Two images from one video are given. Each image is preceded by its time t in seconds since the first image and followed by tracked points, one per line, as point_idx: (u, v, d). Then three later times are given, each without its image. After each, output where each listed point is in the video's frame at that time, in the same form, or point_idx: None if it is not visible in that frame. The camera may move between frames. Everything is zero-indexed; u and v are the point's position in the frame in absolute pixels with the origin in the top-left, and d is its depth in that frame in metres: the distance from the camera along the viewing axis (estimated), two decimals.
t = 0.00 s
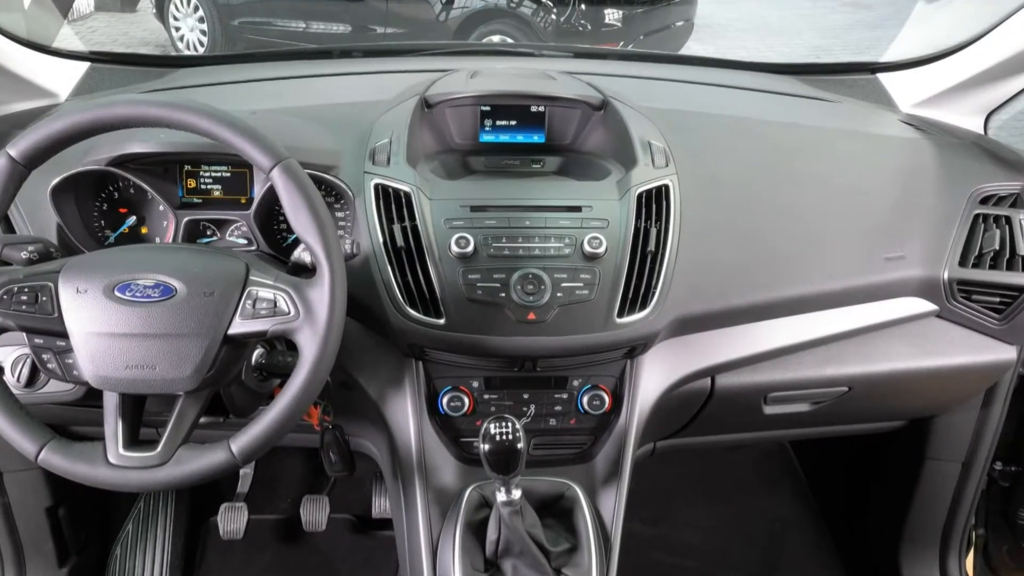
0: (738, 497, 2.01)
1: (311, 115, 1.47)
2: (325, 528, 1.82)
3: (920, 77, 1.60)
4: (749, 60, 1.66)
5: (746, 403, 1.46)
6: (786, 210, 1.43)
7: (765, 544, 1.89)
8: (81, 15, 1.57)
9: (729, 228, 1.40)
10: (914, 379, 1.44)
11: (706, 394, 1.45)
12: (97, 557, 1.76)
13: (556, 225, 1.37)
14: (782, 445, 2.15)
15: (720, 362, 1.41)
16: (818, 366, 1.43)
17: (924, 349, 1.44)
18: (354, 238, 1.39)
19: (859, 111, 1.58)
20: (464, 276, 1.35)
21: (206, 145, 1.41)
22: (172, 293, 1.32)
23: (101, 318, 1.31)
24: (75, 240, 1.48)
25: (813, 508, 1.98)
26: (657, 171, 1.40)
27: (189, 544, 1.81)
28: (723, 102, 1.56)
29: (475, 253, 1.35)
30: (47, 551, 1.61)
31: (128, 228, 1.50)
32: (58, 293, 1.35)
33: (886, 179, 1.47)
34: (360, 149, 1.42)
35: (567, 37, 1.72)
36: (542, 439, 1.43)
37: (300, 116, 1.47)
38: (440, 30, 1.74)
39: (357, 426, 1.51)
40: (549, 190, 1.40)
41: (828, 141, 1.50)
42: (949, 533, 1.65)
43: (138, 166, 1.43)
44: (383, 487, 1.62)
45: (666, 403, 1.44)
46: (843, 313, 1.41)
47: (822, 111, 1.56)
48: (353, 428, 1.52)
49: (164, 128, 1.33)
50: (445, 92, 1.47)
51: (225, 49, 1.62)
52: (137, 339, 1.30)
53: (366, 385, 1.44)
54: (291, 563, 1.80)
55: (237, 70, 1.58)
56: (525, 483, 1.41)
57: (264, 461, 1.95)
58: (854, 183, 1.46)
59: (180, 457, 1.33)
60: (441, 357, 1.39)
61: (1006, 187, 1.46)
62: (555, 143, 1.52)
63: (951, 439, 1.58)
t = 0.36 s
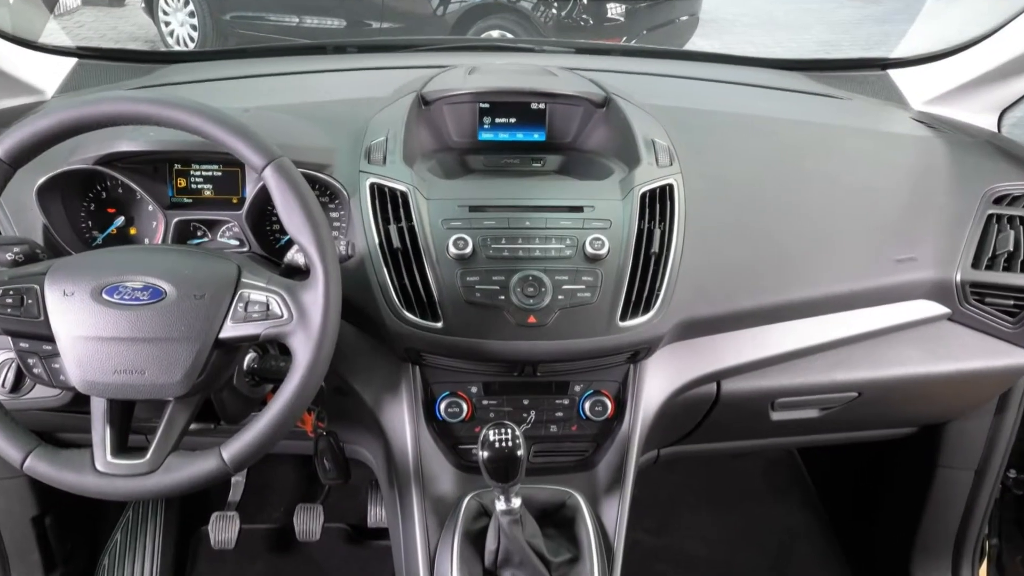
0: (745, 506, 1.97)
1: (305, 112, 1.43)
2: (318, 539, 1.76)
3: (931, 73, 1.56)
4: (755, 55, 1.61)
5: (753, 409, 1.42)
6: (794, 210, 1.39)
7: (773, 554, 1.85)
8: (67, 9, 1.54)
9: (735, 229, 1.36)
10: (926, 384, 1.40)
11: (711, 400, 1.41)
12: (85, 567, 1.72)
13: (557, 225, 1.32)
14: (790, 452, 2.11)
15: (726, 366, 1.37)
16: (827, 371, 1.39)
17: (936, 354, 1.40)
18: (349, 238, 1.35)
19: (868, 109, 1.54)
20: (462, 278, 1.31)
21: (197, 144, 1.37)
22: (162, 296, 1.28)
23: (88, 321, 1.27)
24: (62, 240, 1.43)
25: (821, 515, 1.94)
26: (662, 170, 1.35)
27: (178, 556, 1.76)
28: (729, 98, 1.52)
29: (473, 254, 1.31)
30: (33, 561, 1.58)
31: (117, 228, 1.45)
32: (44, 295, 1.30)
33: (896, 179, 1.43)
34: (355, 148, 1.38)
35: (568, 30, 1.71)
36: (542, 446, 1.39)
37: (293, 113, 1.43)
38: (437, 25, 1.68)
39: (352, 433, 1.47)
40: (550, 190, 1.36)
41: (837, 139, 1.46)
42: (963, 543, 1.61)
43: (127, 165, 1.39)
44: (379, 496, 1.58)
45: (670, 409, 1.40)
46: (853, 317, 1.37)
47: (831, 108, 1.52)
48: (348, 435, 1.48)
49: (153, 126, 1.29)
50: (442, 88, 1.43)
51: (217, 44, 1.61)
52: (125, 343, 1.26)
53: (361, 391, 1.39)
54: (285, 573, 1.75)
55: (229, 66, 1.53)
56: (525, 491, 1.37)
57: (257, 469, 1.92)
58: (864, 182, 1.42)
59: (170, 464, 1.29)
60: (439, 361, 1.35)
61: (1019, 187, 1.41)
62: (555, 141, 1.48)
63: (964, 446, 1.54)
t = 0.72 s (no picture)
0: (751, 514, 1.93)
1: (298, 109, 1.39)
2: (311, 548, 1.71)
3: (943, 69, 1.52)
4: (761, 51, 1.57)
5: (760, 416, 1.38)
6: (802, 210, 1.35)
7: (780, 565, 1.81)
8: (54, 3, 1.52)
9: (742, 229, 1.32)
10: (937, 389, 1.37)
11: (717, 406, 1.37)
12: None
13: (557, 226, 1.28)
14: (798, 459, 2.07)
15: (733, 371, 1.33)
16: (836, 375, 1.35)
17: (948, 359, 1.36)
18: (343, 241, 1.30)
19: (880, 106, 1.50)
20: (460, 281, 1.27)
21: (186, 142, 1.33)
22: (150, 299, 1.24)
23: (75, 325, 1.23)
24: (47, 241, 1.39)
25: (829, 522, 1.90)
26: (666, 169, 1.31)
27: (168, 566, 1.72)
28: (735, 94, 1.47)
29: (471, 256, 1.27)
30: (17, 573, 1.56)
31: (104, 229, 1.41)
32: (30, 298, 1.26)
33: (908, 178, 1.39)
34: (349, 146, 1.34)
35: (567, 26, 1.64)
36: (543, 454, 1.35)
37: (286, 110, 1.38)
38: (434, 19, 1.68)
39: (347, 440, 1.43)
40: (551, 189, 1.32)
41: (846, 136, 1.41)
42: (975, 553, 1.57)
43: (115, 164, 1.35)
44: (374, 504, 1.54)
45: (675, 416, 1.36)
46: (861, 319, 1.34)
47: (840, 104, 1.48)
48: (342, 442, 1.44)
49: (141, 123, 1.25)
50: (439, 85, 1.39)
51: (206, 40, 1.55)
52: (113, 348, 1.22)
53: (356, 397, 1.35)
54: None
55: (220, 61, 1.49)
56: (524, 500, 1.32)
57: (248, 477, 1.86)
58: (874, 181, 1.38)
59: (160, 472, 1.25)
60: (437, 366, 1.31)
61: None
62: (556, 139, 1.44)
63: (977, 453, 1.51)
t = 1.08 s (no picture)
0: (758, 524, 1.88)
1: (291, 106, 1.35)
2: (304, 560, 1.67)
3: (956, 65, 1.48)
4: (767, 46, 1.53)
5: (768, 422, 1.34)
6: (811, 210, 1.30)
7: None
8: None
9: (750, 229, 1.28)
10: (951, 395, 1.33)
11: (723, 412, 1.33)
12: None
13: (559, 226, 1.24)
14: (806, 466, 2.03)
15: (740, 376, 1.29)
16: (846, 380, 1.31)
17: (961, 363, 1.33)
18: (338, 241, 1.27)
19: (890, 102, 1.46)
20: (458, 283, 1.23)
21: (175, 140, 1.29)
22: (138, 302, 1.19)
23: (61, 329, 1.18)
24: (32, 243, 1.34)
25: (838, 532, 1.86)
26: (671, 167, 1.27)
27: None
28: (741, 91, 1.43)
29: (470, 258, 1.23)
30: None
31: (91, 230, 1.37)
32: (14, 301, 1.22)
33: (920, 177, 1.35)
34: (343, 144, 1.30)
35: (568, 19, 1.72)
36: (544, 462, 1.31)
37: (279, 107, 1.34)
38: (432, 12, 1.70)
39: (342, 447, 1.39)
40: (552, 188, 1.28)
41: (856, 133, 1.37)
42: (990, 563, 1.53)
43: (102, 162, 1.30)
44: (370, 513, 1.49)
45: (681, 423, 1.32)
46: (872, 323, 1.30)
47: (849, 101, 1.44)
48: (337, 450, 1.39)
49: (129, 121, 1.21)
50: (436, 81, 1.35)
51: (196, 33, 1.53)
52: (99, 353, 1.17)
53: (350, 403, 1.31)
54: None
55: (211, 57, 1.45)
56: (524, 510, 1.28)
57: (240, 486, 1.82)
58: (885, 180, 1.34)
59: (148, 480, 1.20)
60: (434, 371, 1.27)
61: None
62: (557, 137, 1.40)
63: (992, 460, 1.47)
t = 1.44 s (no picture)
0: (766, 536, 1.84)
1: (284, 103, 1.31)
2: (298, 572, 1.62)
3: (968, 60, 1.44)
4: (775, 41, 1.49)
5: (775, 429, 1.30)
6: (821, 210, 1.27)
7: None
8: None
9: (758, 230, 1.24)
10: (965, 401, 1.29)
11: (730, 418, 1.28)
12: None
13: (560, 227, 1.20)
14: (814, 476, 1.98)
15: (747, 382, 1.25)
16: (856, 385, 1.27)
17: (975, 368, 1.29)
18: (332, 241, 1.23)
19: (902, 99, 1.42)
20: (456, 286, 1.18)
21: (164, 138, 1.25)
22: (126, 305, 1.15)
23: (45, 332, 1.14)
24: (16, 244, 1.30)
25: (849, 544, 1.82)
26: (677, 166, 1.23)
27: None
28: (748, 88, 1.39)
29: (468, 260, 1.19)
30: None
31: (77, 231, 1.32)
32: None
33: (932, 176, 1.31)
34: (338, 142, 1.26)
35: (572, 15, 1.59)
36: (545, 470, 1.26)
37: (271, 104, 1.30)
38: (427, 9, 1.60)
39: (336, 455, 1.34)
40: (553, 188, 1.24)
41: (867, 131, 1.33)
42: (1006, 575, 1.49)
43: (88, 161, 1.26)
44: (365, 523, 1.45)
45: (686, 430, 1.28)
46: (882, 326, 1.26)
47: (859, 98, 1.40)
48: (331, 458, 1.35)
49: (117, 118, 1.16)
50: (435, 77, 1.30)
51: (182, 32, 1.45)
52: (85, 358, 1.13)
53: (345, 410, 1.27)
54: None
55: (201, 53, 1.41)
56: (525, 520, 1.24)
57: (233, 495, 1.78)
58: (896, 179, 1.30)
59: (136, 489, 1.16)
60: (432, 376, 1.23)
61: None
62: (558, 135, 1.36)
63: (1008, 470, 1.43)
